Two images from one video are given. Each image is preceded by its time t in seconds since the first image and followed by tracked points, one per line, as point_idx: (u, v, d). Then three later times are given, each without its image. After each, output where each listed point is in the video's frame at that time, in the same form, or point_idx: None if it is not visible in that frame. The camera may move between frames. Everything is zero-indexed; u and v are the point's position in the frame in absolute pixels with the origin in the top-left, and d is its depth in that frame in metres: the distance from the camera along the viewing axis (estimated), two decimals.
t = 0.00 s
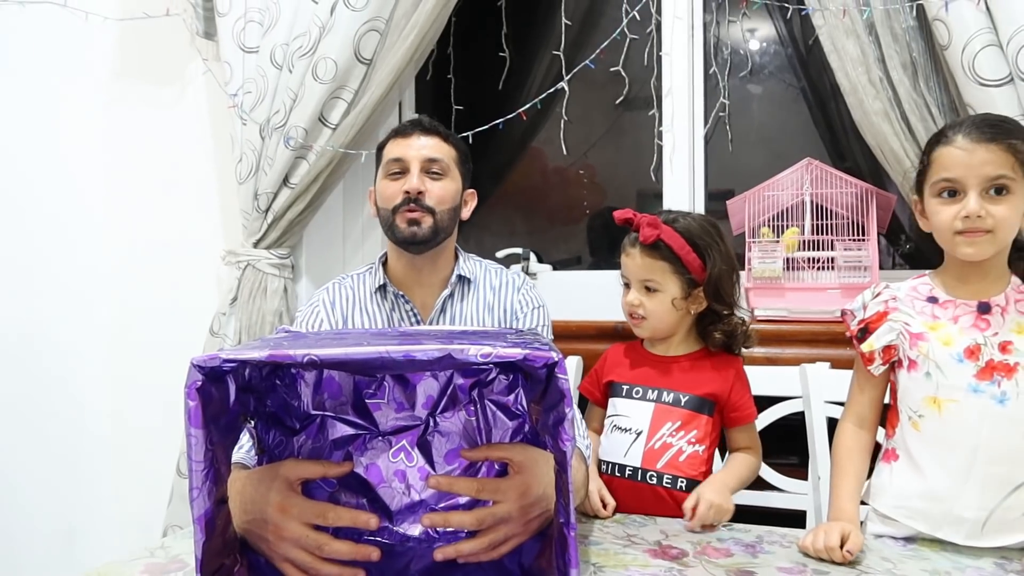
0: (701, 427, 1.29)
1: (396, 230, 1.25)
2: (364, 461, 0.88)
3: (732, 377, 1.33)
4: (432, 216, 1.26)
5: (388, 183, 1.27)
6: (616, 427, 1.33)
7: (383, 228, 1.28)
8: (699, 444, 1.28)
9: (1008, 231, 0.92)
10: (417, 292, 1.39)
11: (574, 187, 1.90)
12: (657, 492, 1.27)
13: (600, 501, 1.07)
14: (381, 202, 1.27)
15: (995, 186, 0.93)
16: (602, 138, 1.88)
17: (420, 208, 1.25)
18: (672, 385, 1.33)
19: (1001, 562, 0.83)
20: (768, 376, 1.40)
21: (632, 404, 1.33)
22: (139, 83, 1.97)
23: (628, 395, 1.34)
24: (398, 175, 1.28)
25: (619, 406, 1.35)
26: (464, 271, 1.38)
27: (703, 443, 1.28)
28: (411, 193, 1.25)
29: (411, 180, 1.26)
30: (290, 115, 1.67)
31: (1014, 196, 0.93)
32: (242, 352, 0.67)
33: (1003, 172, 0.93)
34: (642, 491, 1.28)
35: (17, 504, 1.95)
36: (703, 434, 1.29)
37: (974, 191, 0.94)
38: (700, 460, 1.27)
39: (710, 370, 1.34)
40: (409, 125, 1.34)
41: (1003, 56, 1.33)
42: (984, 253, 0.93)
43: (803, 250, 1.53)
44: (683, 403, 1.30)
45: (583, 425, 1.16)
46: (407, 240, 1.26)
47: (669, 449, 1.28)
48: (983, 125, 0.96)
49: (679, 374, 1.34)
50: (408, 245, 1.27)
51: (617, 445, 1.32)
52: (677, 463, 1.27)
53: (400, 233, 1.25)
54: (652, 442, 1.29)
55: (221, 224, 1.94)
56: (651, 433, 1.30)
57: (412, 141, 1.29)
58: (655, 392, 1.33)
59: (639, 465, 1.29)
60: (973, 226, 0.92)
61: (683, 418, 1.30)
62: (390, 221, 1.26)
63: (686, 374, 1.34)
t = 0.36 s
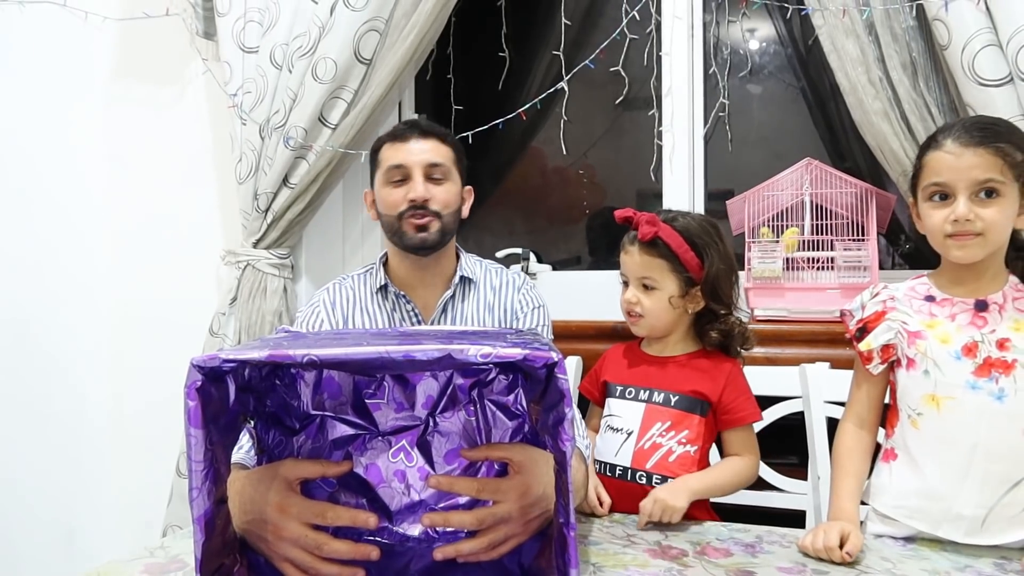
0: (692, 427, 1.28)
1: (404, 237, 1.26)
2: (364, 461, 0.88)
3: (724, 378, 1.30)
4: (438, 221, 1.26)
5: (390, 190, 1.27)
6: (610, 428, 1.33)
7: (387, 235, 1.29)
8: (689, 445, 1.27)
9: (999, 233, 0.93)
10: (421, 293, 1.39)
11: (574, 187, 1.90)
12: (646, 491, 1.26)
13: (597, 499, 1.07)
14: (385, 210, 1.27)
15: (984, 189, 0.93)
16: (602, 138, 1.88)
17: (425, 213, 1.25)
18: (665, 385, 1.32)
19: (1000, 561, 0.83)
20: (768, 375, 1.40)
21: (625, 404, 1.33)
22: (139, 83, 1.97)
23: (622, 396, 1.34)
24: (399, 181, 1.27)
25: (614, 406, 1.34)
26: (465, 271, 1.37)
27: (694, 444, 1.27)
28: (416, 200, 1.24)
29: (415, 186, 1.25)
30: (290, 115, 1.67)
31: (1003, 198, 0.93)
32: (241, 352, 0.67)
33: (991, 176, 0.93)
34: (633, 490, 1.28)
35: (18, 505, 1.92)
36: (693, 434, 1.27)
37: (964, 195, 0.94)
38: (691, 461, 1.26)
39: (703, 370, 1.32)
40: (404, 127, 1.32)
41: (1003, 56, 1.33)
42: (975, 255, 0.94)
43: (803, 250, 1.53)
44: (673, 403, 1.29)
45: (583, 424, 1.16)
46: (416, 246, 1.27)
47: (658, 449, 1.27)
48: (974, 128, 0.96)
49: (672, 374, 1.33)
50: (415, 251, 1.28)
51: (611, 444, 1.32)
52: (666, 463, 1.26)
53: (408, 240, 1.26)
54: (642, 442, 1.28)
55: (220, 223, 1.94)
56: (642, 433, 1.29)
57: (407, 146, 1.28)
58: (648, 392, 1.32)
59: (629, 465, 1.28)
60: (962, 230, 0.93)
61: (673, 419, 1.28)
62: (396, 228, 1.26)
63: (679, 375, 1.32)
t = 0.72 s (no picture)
0: (692, 427, 1.27)
1: (381, 260, 1.28)
2: (364, 461, 0.88)
3: (718, 377, 1.28)
4: (411, 242, 1.27)
5: (362, 213, 1.28)
6: (611, 427, 1.33)
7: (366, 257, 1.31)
8: (689, 444, 1.26)
9: (970, 241, 0.95)
10: (415, 300, 1.40)
11: (575, 186, 1.90)
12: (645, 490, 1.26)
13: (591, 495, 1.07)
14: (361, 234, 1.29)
15: (956, 197, 0.95)
16: (602, 138, 1.88)
17: (396, 236, 1.26)
18: (664, 384, 1.32)
19: (1001, 561, 0.83)
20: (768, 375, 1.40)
21: (625, 404, 1.33)
22: (139, 83, 1.97)
23: (622, 395, 1.34)
24: (369, 202, 1.27)
25: (614, 405, 1.34)
26: (461, 270, 1.38)
27: (694, 443, 1.26)
28: (384, 226, 1.25)
29: (380, 211, 1.25)
30: (291, 115, 1.67)
31: (974, 207, 0.95)
32: (242, 352, 0.67)
33: (964, 184, 0.95)
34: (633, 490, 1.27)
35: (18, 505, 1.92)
36: (694, 433, 1.27)
37: (936, 201, 0.97)
38: (690, 459, 1.25)
39: (698, 369, 1.31)
40: (366, 141, 1.28)
41: (1004, 56, 1.33)
42: (945, 260, 0.97)
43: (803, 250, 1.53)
44: (673, 401, 1.29)
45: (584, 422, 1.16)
46: (392, 269, 1.28)
47: (657, 448, 1.27)
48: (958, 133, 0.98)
49: (670, 372, 1.33)
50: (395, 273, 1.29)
51: (611, 443, 1.32)
52: (666, 463, 1.26)
53: (384, 264, 1.28)
54: (641, 441, 1.28)
55: (221, 223, 1.94)
56: (641, 431, 1.29)
57: (373, 165, 1.26)
58: (647, 391, 1.32)
59: (629, 464, 1.28)
60: (932, 234, 0.96)
61: (673, 417, 1.28)
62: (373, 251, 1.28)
63: (677, 373, 1.32)
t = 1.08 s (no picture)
0: (696, 427, 1.27)
1: (379, 261, 1.28)
2: (364, 460, 0.88)
3: (722, 377, 1.28)
4: (411, 243, 1.27)
5: (362, 214, 1.28)
6: (614, 428, 1.33)
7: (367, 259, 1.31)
8: (694, 444, 1.26)
9: (946, 243, 0.96)
10: (413, 302, 1.40)
11: (574, 186, 1.90)
12: (651, 491, 1.27)
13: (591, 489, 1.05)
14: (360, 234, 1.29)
15: (937, 197, 0.98)
16: (602, 138, 1.88)
17: (395, 237, 1.26)
18: (666, 384, 1.32)
19: (1001, 561, 0.83)
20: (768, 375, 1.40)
21: (625, 405, 1.33)
22: (139, 83, 1.97)
23: (624, 396, 1.34)
24: (369, 203, 1.27)
25: (615, 407, 1.34)
26: (459, 272, 1.38)
27: (699, 443, 1.26)
28: (384, 227, 1.25)
29: (381, 212, 1.25)
30: (291, 115, 1.67)
31: (952, 209, 0.96)
32: (242, 352, 0.67)
33: (943, 185, 0.97)
34: (638, 490, 1.27)
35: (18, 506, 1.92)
36: (698, 433, 1.27)
37: (919, 198, 1.00)
38: (695, 460, 1.26)
39: (702, 368, 1.31)
40: (367, 142, 1.28)
41: (1004, 56, 1.33)
42: (926, 258, 0.99)
43: (804, 249, 1.53)
44: (677, 402, 1.29)
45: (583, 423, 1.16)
46: (391, 270, 1.28)
47: (662, 449, 1.27)
48: (946, 134, 1.00)
49: (673, 371, 1.32)
50: (394, 274, 1.30)
51: (614, 445, 1.31)
52: (671, 463, 1.26)
53: (382, 265, 1.28)
54: (646, 443, 1.28)
55: (221, 223, 1.94)
56: (646, 432, 1.29)
57: (375, 166, 1.26)
58: (649, 392, 1.32)
59: (634, 465, 1.28)
60: (914, 233, 0.99)
61: (677, 418, 1.28)
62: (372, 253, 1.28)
63: (681, 372, 1.32)
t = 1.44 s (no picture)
0: (694, 430, 1.27)
1: (406, 263, 1.29)
2: (364, 460, 0.87)
3: (725, 381, 1.30)
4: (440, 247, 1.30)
5: (391, 215, 1.28)
6: (611, 429, 1.32)
7: (385, 261, 1.30)
8: (691, 447, 1.26)
9: (961, 243, 0.96)
10: (410, 306, 1.40)
11: (574, 186, 1.90)
12: (649, 494, 1.26)
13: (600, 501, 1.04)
14: (385, 236, 1.29)
15: (950, 197, 0.97)
16: (601, 138, 1.88)
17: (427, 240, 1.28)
18: (666, 387, 1.31)
19: (1001, 561, 0.83)
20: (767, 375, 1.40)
21: (623, 406, 1.32)
22: (139, 83, 1.97)
23: (623, 397, 1.33)
24: (399, 204, 1.28)
25: (612, 409, 1.33)
26: (454, 276, 1.39)
27: (696, 445, 1.26)
28: (420, 229, 1.27)
29: (418, 214, 1.27)
30: (291, 115, 1.67)
31: (966, 210, 0.96)
32: (241, 352, 0.67)
33: (957, 185, 0.96)
34: (635, 493, 1.28)
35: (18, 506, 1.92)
36: (696, 436, 1.27)
37: (930, 199, 0.98)
38: (693, 463, 1.26)
39: (706, 372, 1.31)
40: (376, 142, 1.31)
41: (1004, 56, 1.33)
42: (936, 259, 0.98)
43: (804, 249, 1.53)
44: (676, 405, 1.29)
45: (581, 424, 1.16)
46: (419, 272, 1.30)
47: (661, 452, 1.27)
48: (954, 133, 1.00)
49: (674, 375, 1.32)
50: (418, 277, 1.31)
51: (610, 447, 1.31)
52: (669, 467, 1.26)
53: (411, 267, 1.29)
54: (644, 446, 1.28)
55: (221, 223, 1.94)
56: (643, 434, 1.29)
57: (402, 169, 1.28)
58: (647, 394, 1.31)
59: (632, 469, 1.28)
60: (927, 233, 0.98)
61: (675, 421, 1.28)
62: (399, 255, 1.29)
63: (681, 375, 1.31)
